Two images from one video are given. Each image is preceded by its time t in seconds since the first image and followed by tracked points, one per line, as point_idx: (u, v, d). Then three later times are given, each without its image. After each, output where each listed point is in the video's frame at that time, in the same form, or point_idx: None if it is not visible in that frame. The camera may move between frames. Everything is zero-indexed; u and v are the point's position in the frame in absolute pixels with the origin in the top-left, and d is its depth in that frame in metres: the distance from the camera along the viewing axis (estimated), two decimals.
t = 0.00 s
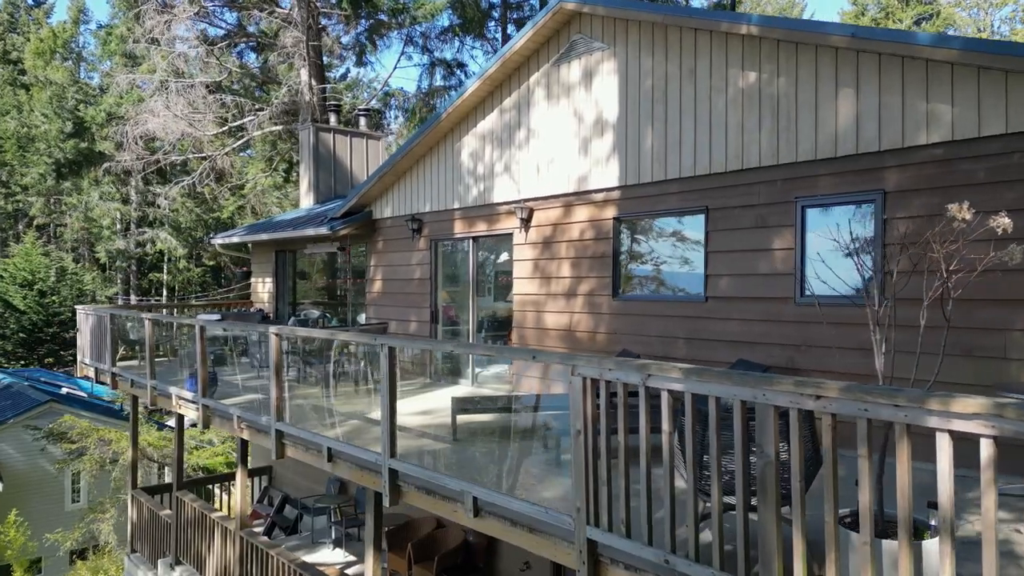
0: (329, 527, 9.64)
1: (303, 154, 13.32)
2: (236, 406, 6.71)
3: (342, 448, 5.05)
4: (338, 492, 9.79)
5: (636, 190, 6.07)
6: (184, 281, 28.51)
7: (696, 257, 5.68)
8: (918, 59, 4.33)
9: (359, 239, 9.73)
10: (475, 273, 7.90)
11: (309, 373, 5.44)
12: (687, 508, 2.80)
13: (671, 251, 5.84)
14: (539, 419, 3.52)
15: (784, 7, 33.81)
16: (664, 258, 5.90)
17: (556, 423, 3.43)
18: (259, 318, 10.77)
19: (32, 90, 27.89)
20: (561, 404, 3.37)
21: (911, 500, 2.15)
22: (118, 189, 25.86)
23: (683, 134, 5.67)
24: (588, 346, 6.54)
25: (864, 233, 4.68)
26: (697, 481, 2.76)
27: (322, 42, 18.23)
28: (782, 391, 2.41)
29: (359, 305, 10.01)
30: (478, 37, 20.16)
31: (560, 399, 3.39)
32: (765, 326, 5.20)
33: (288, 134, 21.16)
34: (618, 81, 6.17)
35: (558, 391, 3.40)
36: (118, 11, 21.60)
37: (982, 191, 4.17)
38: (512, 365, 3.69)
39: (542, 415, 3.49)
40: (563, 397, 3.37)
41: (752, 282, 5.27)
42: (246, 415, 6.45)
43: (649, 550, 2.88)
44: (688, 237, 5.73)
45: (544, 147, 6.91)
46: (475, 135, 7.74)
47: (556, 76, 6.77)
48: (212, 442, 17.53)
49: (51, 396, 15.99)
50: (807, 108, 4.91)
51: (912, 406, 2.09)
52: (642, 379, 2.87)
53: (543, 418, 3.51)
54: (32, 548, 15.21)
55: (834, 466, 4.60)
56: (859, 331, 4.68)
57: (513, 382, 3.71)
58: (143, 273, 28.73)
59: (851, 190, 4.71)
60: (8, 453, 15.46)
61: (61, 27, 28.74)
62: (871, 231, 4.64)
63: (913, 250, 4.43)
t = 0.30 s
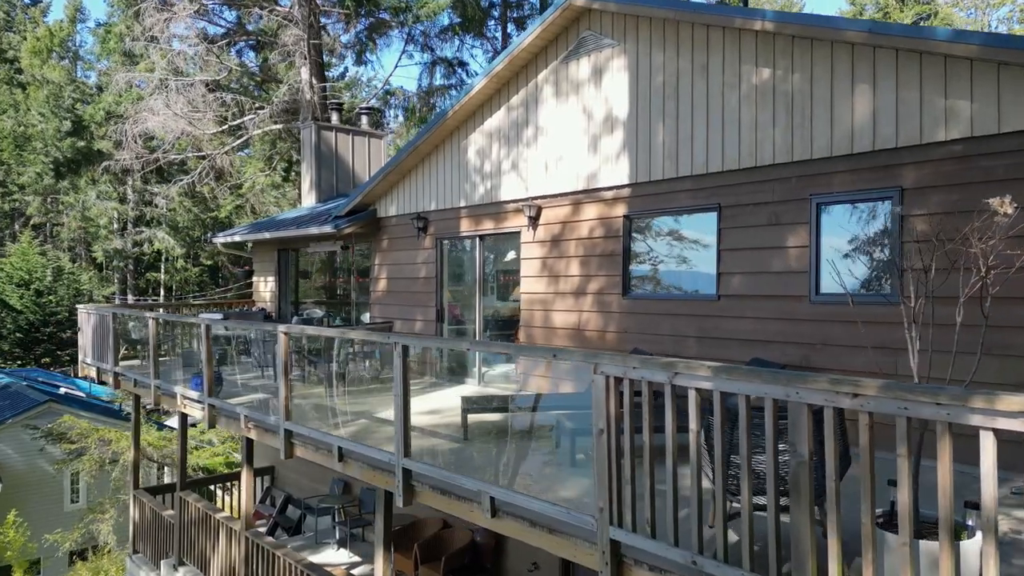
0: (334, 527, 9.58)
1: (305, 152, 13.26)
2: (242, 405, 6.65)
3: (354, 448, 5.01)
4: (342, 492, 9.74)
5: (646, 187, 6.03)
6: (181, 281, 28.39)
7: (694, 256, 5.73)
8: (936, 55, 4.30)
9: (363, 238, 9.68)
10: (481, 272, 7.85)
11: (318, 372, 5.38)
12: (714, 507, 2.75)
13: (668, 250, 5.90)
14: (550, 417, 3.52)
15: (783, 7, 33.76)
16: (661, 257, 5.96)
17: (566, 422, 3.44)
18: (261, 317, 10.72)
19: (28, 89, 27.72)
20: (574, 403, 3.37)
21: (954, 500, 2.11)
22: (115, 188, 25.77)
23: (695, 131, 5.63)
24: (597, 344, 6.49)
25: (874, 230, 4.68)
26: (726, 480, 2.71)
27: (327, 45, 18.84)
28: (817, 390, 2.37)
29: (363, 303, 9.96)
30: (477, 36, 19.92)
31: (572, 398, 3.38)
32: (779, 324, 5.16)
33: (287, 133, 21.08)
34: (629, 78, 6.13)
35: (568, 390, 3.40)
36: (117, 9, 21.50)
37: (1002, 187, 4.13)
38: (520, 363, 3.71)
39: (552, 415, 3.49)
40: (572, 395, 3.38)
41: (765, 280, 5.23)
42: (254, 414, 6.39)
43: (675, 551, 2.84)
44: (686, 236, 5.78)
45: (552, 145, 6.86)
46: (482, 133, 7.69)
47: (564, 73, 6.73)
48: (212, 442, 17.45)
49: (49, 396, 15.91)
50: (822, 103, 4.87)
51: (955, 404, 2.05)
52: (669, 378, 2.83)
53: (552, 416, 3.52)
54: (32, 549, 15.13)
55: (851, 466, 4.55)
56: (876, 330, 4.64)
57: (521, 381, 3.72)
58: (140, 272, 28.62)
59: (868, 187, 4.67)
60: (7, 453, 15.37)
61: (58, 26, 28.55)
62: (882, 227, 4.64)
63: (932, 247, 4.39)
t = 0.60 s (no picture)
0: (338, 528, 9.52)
1: (307, 151, 13.20)
2: (249, 405, 6.60)
3: (365, 448, 4.97)
4: (346, 492, 9.66)
5: (657, 185, 5.99)
6: (179, 281, 28.25)
7: (690, 255, 5.77)
8: (955, 51, 4.27)
9: (368, 236, 9.62)
10: (488, 270, 7.80)
11: (328, 371, 5.32)
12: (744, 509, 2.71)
13: (665, 249, 5.97)
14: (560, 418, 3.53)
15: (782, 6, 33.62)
16: (658, 256, 6.03)
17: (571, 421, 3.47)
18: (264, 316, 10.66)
19: (25, 88, 27.58)
20: (584, 402, 3.37)
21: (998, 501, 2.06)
22: (112, 187, 25.71)
23: (707, 128, 5.60)
24: (607, 344, 6.44)
25: (873, 230, 4.72)
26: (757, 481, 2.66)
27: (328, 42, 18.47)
28: (853, 387, 2.32)
29: (367, 303, 9.89)
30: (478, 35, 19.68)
31: (580, 397, 3.39)
32: (794, 323, 5.11)
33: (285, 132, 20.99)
34: (640, 74, 6.09)
35: (577, 390, 3.42)
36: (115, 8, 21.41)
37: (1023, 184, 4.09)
38: (529, 363, 3.80)
39: (564, 415, 3.50)
40: (581, 395, 3.40)
41: (780, 278, 5.18)
42: (262, 413, 6.33)
43: (704, 552, 2.80)
44: (682, 235, 5.83)
45: (561, 142, 6.81)
46: (489, 131, 7.64)
47: (573, 70, 6.69)
48: (211, 442, 17.36)
49: (49, 396, 15.82)
50: (838, 100, 4.83)
51: (1000, 402, 2.00)
52: (696, 376, 2.78)
53: (562, 416, 3.52)
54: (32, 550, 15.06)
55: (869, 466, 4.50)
56: (894, 328, 4.60)
57: (527, 380, 3.80)
58: (137, 272, 28.50)
59: (885, 185, 4.63)
60: (5, 454, 15.28)
61: (54, 24, 28.38)
62: (881, 227, 4.68)
63: (952, 245, 4.35)
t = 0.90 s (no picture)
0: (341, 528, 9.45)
1: (308, 149, 13.12)
2: (256, 405, 6.54)
3: (378, 448, 4.94)
4: (350, 493, 9.58)
5: (669, 182, 5.94)
6: (175, 281, 28.09)
7: (687, 254, 5.85)
8: (974, 46, 4.23)
9: (371, 235, 9.56)
10: (495, 269, 7.75)
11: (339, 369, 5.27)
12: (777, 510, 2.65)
13: (663, 248, 6.05)
14: (573, 418, 3.54)
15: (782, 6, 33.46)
16: (656, 257, 6.11)
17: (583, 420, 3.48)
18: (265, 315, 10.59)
19: (20, 87, 27.42)
20: (596, 402, 3.37)
21: None
22: (109, 187, 25.61)
23: (719, 124, 5.55)
24: (616, 342, 6.39)
25: (873, 230, 4.75)
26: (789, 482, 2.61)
27: (326, 42, 18.77)
28: (893, 386, 2.27)
29: (371, 302, 9.84)
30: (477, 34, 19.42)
31: (588, 397, 3.40)
32: (809, 322, 5.07)
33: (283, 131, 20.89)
34: (650, 71, 6.04)
35: (589, 388, 3.40)
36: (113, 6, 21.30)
37: None
38: (536, 361, 3.79)
39: (580, 414, 3.50)
40: (594, 395, 3.38)
41: (794, 277, 5.14)
42: (270, 413, 6.27)
43: (734, 554, 2.74)
44: (680, 234, 5.91)
45: (570, 139, 6.76)
46: (496, 128, 7.58)
47: (582, 67, 6.64)
48: (209, 443, 17.26)
49: (47, 396, 15.70)
50: (854, 96, 4.79)
51: None
52: (726, 374, 2.73)
53: (573, 416, 3.54)
54: (30, 551, 14.96)
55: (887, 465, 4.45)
56: (911, 326, 4.56)
57: (535, 380, 3.80)
58: (133, 272, 28.37)
59: (901, 182, 4.59)
60: (3, 454, 15.17)
61: (50, 23, 28.21)
62: (881, 228, 4.72)
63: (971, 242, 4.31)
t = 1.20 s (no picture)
0: (344, 529, 9.37)
1: (308, 148, 13.06)
2: (262, 405, 6.48)
3: (388, 447, 4.91)
4: (352, 493, 9.49)
5: (679, 180, 5.90)
6: (170, 281, 27.93)
7: (682, 254, 5.94)
8: (992, 43, 4.20)
9: (375, 234, 9.49)
10: (501, 267, 7.70)
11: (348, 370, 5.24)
12: (810, 512, 2.60)
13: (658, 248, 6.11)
14: (582, 418, 3.58)
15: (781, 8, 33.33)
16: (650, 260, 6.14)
17: (590, 419, 3.55)
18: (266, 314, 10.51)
19: (13, 86, 27.22)
20: (605, 402, 3.39)
21: None
22: (103, 186, 25.47)
23: (731, 122, 5.51)
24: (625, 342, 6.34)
25: (883, 228, 4.75)
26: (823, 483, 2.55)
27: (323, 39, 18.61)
28: (935, 384, 2.22)
29: (373, 301, 9.76)
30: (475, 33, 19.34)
31: (594, 397, 3.46)
32: (823, 320, 5.02)
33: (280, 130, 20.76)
34: (660, 68, 5.99)
35: (598, 386, 3.41)
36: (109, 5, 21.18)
37: None
38: (543, 360, 3.74)
39: (593, 414, 3.51)
40: (600, 395, 3.42)
41: (807, 275, 5.10)
42: (277, 413, 6.20)
43: (763, 556, 2.70)
44: (675, 234, 6.00)
45: (578, 136, 6.71)
46: (502, 126, 7.52)
47: (590, 64, 6.59)
48: (207, 443, 17.15)
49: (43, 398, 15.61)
50: (869, 93, 4.76)
51: None
52: (755, 373, 2.68)
53: (581, 416, 3.59)
54: (27, 553, 14.85)
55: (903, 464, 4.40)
56: (928, 326, 4.52)
57: (542, 379, 3.77)
58: (128, 272, 28.22)
59: (915, 179, 4.57)
60: None
61: (44, 21, 28.00)
62: (891, 225, 4.71)
63: (989, 241, 4.27)
